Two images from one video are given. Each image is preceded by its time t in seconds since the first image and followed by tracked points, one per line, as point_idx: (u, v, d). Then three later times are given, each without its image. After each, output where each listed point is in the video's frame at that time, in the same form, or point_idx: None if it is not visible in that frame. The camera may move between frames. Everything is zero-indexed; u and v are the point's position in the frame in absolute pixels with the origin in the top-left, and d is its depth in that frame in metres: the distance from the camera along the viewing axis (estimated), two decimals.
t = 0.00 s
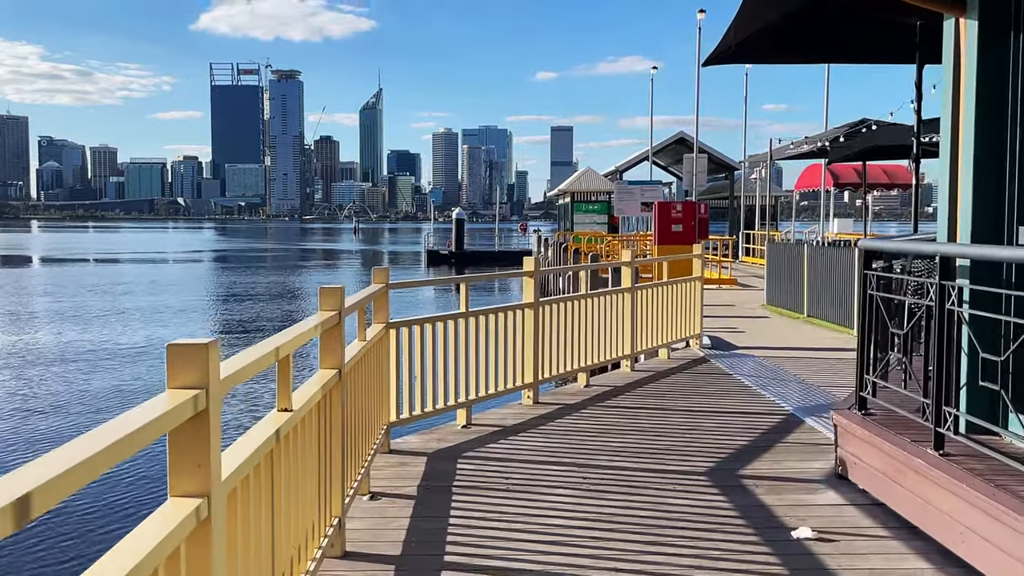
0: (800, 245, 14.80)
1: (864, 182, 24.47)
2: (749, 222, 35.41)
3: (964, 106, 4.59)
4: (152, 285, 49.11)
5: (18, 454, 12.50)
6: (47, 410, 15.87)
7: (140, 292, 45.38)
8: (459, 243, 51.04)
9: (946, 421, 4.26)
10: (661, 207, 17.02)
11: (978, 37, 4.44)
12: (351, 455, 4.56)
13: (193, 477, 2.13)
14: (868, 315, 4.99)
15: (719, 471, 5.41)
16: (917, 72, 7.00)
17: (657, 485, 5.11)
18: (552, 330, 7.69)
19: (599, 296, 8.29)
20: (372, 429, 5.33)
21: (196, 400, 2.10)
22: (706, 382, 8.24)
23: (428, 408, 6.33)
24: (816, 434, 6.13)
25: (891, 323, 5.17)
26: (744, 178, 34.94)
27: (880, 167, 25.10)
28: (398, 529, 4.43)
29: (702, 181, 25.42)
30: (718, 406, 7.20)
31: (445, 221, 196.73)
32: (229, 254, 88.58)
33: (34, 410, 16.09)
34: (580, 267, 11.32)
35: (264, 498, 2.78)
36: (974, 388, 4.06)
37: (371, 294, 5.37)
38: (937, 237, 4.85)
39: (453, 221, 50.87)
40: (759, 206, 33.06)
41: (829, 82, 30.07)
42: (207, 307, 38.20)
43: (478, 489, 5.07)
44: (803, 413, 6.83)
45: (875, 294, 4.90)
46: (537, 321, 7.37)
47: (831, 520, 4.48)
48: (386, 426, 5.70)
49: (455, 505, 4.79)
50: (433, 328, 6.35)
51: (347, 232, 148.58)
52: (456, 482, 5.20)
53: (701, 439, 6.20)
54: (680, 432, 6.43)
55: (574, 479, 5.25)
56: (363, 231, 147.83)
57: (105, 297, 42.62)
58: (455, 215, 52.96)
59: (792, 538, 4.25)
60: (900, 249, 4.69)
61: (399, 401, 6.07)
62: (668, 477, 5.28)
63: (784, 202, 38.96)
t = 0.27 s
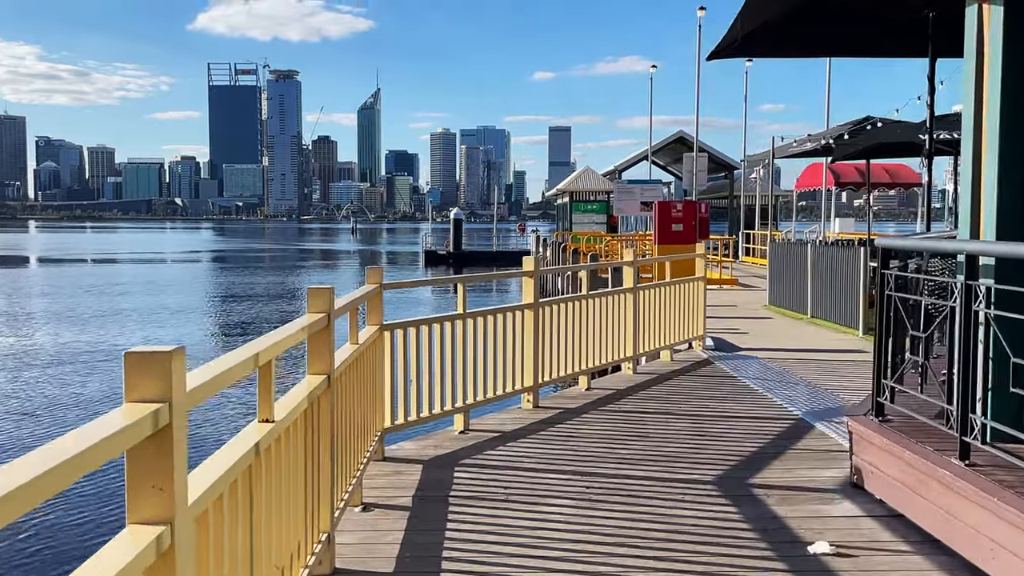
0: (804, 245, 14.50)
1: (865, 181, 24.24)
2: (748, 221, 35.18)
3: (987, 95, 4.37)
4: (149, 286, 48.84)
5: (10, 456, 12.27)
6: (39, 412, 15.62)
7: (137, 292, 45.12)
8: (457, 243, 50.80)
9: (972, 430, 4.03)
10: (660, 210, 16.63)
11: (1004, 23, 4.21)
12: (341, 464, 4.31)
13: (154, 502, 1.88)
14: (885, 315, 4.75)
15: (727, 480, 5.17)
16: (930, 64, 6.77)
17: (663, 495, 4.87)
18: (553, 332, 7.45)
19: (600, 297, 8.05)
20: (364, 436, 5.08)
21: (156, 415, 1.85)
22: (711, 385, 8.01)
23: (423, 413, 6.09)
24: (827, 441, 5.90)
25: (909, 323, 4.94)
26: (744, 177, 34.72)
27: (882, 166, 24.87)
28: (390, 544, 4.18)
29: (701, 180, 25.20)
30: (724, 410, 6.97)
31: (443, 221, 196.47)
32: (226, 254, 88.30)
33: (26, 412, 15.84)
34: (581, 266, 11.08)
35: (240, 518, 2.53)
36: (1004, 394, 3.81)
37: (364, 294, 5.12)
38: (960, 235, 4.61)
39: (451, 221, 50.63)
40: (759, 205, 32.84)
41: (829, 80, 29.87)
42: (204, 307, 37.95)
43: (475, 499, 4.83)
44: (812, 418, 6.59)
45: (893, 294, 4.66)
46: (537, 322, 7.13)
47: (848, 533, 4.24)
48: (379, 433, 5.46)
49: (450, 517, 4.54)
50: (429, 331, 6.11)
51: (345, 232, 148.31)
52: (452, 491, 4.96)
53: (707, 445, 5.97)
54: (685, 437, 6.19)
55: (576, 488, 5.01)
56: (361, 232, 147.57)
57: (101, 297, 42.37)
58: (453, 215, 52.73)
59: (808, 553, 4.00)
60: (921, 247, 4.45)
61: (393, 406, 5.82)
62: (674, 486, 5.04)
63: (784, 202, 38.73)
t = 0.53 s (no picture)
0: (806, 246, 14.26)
1: (866, 181, 23.99)
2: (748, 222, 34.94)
3: (1013, 87, 4.10)
4: (146, 287, 48.56)
5: (1, 462, 12.03)
6: (30, 417, 15.35)
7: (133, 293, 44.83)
8: (454, 244, 50.54)
9: (999, 448, 3.77)
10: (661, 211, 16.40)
11: None
12: (326, 484, 4.04)
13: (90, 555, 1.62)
14: (903, 324, 4.49)
15: (735, 496, 4.90)
16: (942, 60, 6.52)
17: (668, 514, 4.61)
18: (551, 338, 7.19)
19: (600, 301, 7.79)
20: (353, 451, 4.81)
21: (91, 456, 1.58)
22: (715, 393, 7.75)
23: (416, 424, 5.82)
24: (839, 454, 5.64)
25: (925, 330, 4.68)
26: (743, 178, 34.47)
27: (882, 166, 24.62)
28: (377, 569, 3.91)
29: (700, 180, 24.97)
30: (729, 419, 6.71)
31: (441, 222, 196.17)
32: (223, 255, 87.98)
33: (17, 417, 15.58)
34: (581, 270, 10.83)
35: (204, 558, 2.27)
36: None
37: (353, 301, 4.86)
38: (983, 238, 4.35)
39: (449, 222, 50.37)
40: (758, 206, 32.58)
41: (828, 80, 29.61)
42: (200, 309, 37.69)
43: (469, 518, 4.56)
44: (821, 428, 6.33)
45: (912, 301, 4.39)
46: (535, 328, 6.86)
47: (866, 557, 3.98)
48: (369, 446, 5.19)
49: (442, 539, 4.27)
50: (422, 338, 5.84)
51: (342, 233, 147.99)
52: (445, 510, 4.69)
53: (713, 458, 5.70)
54: (689, 449, 5.93)
55: (575, 506, 4.74)
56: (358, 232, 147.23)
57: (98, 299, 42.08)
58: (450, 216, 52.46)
59: None
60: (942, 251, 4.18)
61: (385, 417, 5.55)
62: (679, 504, 4.77)
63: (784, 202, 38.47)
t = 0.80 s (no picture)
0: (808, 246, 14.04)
1: (866, 179, 23.76)
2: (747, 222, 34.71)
3: None
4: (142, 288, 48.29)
5: None
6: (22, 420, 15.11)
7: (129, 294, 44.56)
8: (452, 244, 50.28)
9: None
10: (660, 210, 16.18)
11: None
12: (311, 499, 3.79)
13: None
14: (922, 329, 4.24)
15: (744, 509, 4.66)
16: (955, 52, 6.27)
17: (673, 528, 4.36)
18: (550, 342, 6.95)
19: (600, 303, 7.56)
20: (341, 462, 4.57)
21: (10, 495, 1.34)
22: (718, 397, 7.51)
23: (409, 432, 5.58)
24: (851, 463, 5.40)
25: (945, 334, 4.44)
26: (742, 177, 34.24)
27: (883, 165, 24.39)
28: None
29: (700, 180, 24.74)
30: (734, 426, 6.46)
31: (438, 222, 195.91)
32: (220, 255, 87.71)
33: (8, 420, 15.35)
34: (580, 271, 10.59)
35: None
36: None
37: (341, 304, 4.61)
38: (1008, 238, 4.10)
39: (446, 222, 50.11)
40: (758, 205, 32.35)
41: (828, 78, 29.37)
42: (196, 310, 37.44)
43: (463, 534, 4.32)
44: (830, 436, 6.09)
45: (933, 305, 4.14)
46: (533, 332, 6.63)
47: None
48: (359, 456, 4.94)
49: (434, 557, 4.02)
50: (415, 343, 5.60)
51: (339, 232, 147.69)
52: (438, 524, 4.44)
53: (719, 467, 5.46)
54: (694, 457, 5.68)
55: (575, 521, 4.49)
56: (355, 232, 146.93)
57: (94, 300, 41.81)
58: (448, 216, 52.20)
59: None
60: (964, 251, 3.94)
61: (376, 425, 5.31)
62: (685, 517, 4.53)
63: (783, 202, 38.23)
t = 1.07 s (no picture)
0: (811, 246, 13.78)
1: (867, 179, 23.49)
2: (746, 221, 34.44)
3: None
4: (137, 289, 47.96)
5: None
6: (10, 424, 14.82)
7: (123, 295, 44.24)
8: (449, 244, 49.96)
9: None
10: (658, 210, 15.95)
11: None
12: (292, 520, 3.53)
13: None
14: (947, 335, 3.97)
15: (753, 525, 4.39)
16: (970, 44, 6.01)
17: (678, 547, 4.09)
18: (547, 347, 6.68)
19: (599, 306, 7.30)
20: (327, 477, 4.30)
21: None
22: (722, 403, 7.25)
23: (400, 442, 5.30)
24: (864, 474, 5.13)
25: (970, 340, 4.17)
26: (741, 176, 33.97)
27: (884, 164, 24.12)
28: None
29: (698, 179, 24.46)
30: (739, 434, 6.20)
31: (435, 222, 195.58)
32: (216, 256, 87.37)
33: None
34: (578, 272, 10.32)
35: None
36: None
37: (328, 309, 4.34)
38: None
39: (443, 222, 49.80)
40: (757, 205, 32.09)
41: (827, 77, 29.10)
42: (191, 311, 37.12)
43: (455, 554, 4.05)
44: (840, 445, 5.83)
45: (958, 309, 3.87)
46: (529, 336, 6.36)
47: None
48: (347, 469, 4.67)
49: None
50: (407, 349, 5.33)
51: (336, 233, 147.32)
52: (428, 543, 4.18)
53: (725, 479, 5.20)
54: (698, 468, 5.42)
55: (574, 539, 4.22)
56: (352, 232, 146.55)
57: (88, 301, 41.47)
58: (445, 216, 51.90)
59: None
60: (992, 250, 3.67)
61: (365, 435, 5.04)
62: (691, 535, 4.26)
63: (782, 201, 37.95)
